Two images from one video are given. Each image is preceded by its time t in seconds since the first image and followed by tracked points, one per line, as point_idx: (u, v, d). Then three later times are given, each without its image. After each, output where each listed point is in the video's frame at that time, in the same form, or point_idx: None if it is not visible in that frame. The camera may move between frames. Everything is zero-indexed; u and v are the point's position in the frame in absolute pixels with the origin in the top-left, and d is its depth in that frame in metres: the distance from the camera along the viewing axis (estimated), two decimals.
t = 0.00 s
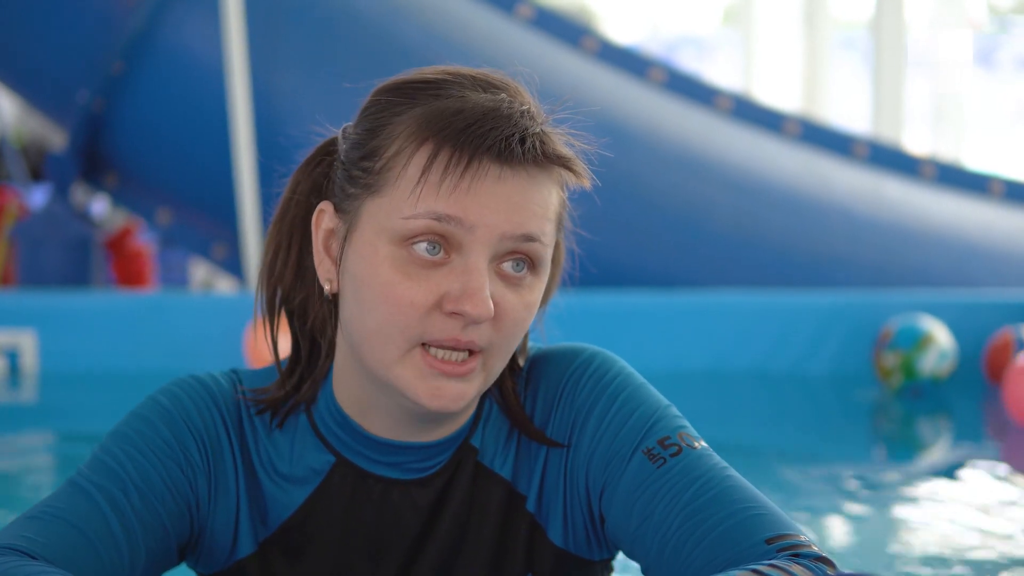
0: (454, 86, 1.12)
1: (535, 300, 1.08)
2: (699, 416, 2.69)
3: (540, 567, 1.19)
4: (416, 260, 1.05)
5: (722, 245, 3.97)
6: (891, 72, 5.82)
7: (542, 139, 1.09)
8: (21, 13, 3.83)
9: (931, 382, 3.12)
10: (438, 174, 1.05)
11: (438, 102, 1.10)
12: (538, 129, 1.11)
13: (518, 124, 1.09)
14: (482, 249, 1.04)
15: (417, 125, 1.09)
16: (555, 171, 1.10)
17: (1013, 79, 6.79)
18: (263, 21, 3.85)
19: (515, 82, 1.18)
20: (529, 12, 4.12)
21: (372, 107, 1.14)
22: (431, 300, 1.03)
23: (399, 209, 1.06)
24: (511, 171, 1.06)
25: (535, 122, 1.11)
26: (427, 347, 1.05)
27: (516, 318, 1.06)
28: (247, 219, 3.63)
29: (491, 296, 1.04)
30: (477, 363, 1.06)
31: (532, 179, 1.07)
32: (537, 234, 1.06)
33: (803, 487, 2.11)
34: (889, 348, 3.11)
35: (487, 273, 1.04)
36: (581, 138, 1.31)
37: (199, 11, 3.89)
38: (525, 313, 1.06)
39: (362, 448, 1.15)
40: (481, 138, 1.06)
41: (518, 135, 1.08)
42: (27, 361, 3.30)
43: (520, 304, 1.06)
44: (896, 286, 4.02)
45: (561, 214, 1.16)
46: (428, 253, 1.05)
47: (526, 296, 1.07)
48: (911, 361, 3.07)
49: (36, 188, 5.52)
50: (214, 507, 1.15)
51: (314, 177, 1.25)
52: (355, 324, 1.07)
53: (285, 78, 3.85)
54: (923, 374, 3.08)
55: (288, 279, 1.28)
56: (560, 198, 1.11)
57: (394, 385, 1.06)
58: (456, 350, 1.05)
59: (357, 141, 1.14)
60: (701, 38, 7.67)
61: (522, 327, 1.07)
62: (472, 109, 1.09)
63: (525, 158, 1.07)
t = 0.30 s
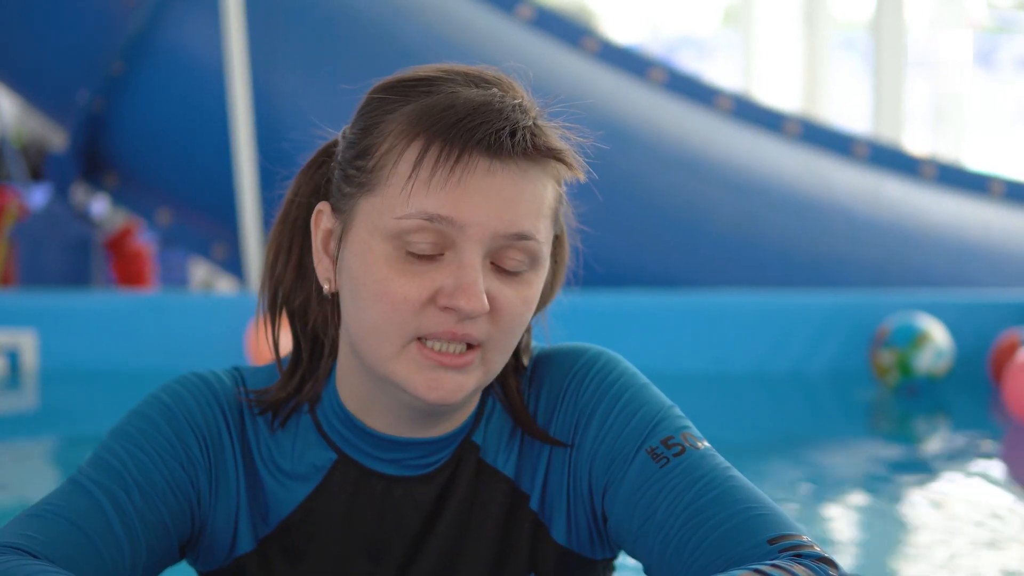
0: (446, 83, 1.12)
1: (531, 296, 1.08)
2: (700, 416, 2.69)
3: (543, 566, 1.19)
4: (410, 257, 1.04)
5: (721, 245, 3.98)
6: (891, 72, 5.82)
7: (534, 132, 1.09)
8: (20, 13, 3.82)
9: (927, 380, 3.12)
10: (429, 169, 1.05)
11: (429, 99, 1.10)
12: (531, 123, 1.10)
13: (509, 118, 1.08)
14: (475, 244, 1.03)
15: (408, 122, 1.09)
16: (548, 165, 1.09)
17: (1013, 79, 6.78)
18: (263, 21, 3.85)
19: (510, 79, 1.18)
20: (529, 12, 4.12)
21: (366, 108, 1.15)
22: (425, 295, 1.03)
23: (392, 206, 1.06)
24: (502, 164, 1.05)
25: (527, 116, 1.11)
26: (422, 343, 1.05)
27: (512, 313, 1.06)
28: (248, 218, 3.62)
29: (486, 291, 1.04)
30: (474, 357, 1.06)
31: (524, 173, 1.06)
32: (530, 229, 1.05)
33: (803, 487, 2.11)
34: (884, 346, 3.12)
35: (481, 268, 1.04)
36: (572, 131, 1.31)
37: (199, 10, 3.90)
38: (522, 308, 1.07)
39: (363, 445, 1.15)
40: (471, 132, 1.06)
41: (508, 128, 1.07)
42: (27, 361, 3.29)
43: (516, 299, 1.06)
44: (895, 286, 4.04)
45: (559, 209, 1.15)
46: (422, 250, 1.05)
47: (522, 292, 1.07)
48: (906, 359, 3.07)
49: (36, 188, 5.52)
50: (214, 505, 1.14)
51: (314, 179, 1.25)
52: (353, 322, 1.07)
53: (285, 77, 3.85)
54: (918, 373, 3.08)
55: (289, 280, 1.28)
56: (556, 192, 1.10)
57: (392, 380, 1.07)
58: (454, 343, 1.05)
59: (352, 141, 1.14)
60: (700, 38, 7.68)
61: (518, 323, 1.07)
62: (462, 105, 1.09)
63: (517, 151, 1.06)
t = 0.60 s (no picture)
0: (399, 81, 1.13)
1: (504, 284, 1.07)
2: (699, 416, 2.69)
3: (548, 567, 1.20)
4: (372, 256, 1.05)
5: (721, 244, 3.98)
6: (890, 71, 5.82)
7: (484, 117, 1.08)
8: (21, 13, 3.82)
9: (923, 379, 3.12)
10: (378, 165, 1.05)
11: (379, 96, 1.10)
12: (482, 108, 1.09)
13: (457, 105, 1.08)
14: (434, 237, 1.04)
15: (359, 122, 1.09)
16: (503, 147, 1.08)
17: (1013, 79, 6.78)
18: (262, 21, 3.85)
19: (474, 71, 1.17)
20: (529, 12, 4.11)
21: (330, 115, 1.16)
22: (389, 292, 1.03)
23: (350, 208, 1.06)
24: (449, 152, 1.05)
25: (478, 101, 1.10)
26: (395, 341, 1.05)
27: (486, 302, 1.05)
28: (248, 219, 3.63)
29: (449, 283, 1.04)
30: (452, 348, 1.06)
31: (474, 160, 1.05)
32: (489, 218, 1.05)
33: (804, 488, 2.11)
34: (881, 343, 3.12)
35: (441, 259, 1.04)
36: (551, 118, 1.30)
37: (199, 10, 3.89)
38: (494, 297, 1.06)
39: (365, 449, 1.15)
40: (415, 125, 1.06)
41: (455, 115, 1.07)
42: (27, 361, 3.28)
43: (487, 289, 1.05)
44: (896, 287, 4.05)
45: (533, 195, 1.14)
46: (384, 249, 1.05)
47: (493, 280, 1.06)
48: (902, 357, 3.07)
49: (36, 188, 5.52)
50: (218, 507, 1.15)
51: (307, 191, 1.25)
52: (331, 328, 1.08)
53: (285, 77, 3.85)
54: (914, 371, 3.08)
55: (285, 293, 1.29)
56: (520, 176, 1.09)
57: (373, 382, 1.07)
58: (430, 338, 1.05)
59: (319, 149, 1.15)
60: (700, 38, 7.68)
61: (497, 313, 1.06)
62: (409, 97, 1.09)
63: (464, 138, 1.05)
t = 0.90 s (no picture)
0: (404, 88, 1.13)
1: (515, 287, 1.07)
2: (699, 418, 2.69)
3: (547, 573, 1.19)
4: (386, 262, 1.05)
5: (721, 246, 3.98)
6: (889, 73, 5.82)
7: (494, 123, 1.09)
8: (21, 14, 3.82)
9: (915, 384, 3.14)
10: (391, 172, 1.05)
11: (387, 103, 1.10)
12: (490, 114, 1.10)
13: (466, 112, 1.08)
14: (449, 241, 1.04)
15: (368, 128, 1.09)
16: (514, 153, 1.09)
17: (1012, 81, 6.78)
18: (263, 22, 3.85)
19: (473, 79, 1.18)
20: (529, 14, 4.11)
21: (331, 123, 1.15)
22: (405, 298, 1.03)
23: (362, 213, 1.06)
24: (463, 158, 1.05)
25: (486, 108, 1.10)
26: (413, 347, 1.05)
27: (499, 305, 1.05)
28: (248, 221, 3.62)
29: (466, 287, 1.04)
30: (467, 354, 1.06)
31: (487, 165, 1.06)
32: (503, 222, 1.05)
33: (802, 490, 2.11)
34: (873, 350, 3.13)
35: (457, 263, 1.04)
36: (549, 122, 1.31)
37: (199, 12, 3.89)
38: (506, 301, 1.06)
39: (365, 455, 1.15)
40: (427, 130, 1.06)
41: (466, 121, 1.07)
42: (27, 363, 3.31)
43: (499, 292, 1.06)
44: (895, 290, 4.05)
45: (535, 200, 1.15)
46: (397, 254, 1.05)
47: (506, 284, 1.06)
48: (895, 362, 3.09)
49: (35, 190, 5.52)
50: (217, 510, 1.15)
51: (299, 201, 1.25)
52: (341, 335, 1.08)
53: (285, 79, 3.85)
54: (907, 376, 3.10)
55: (278, 302, 1.27)
56: (529, 181, 1.10)
57: (390, 388, 1.06)
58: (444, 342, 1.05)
59: (321, 159, 1.15)
60: (700, 40, 7.68)
61: (508, 316, 1.07)
62: (418, 103, 1.09)
63: (477, 143, 1.06)
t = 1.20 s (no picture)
0: (423, 86, 1.13)
1: (535, 283, 1.08)
2: (699, 419, 2.70)
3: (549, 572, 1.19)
4: (412, 259, 1.05)
5: (721, 247, 3.98)
6: (889, 74, 5.83)
7: (517, 121, 1.10)
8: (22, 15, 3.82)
9: (910, 385, 3.15)
10: (420, 169, 1.06)
11: (410, 100, 1.11)
12: (512, 113, 1.11)
13: (490, 109, 1.09)
14: (477, 238, 1.04)
15: (392, 126, 1.09)
16: (534, 150, 1.10)
17: (1012, 82, 6.78)
18: (264, 23, 3.86)
19: (484, 77, 1.19)
20: (531, 15, 4.12)
21: (345, 122, 1.15)
22: (433, 295, 1.03)
23: (389, 211, 1.06)
24: (491, 155, 1.06)
25: (507, 107, 1.11)
26: (434, 347, 1.05)
27: (521, 302, 1.06)
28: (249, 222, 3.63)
29: (493, 283, 1.04)
30: (484, 354, 1.06)
31: (513, 162, 1.07)
32: (528, 218, 1.06)
33: (804, 490, 2.11)
34: (869, 350, 3.14)
35: (484, 260, 1.04)
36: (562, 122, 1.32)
37: (200, 13, 3.89)
38: (528, 298, 1.07)
39: (370, 453, 1.15)
40: (455, 127, 1.06)
41: (492, 119, 1.08)
42: (28, 363, 3.34)
43: (522, 288, 1.06)
44: (895, 290, 4.05)
45: (547, 196, 1.16)
46: (423, 251, 1.05)
47: (527, 280, 1.07)
48: (890, 364, 3.10)
49: (37, 190, 5.52)
50: (220, 511, 1.15)
51: (300, 204, 1.27)
52: (361, 333, 1.07)
53: (286, 80, 3.85)
54: (902, 377, 3.11)
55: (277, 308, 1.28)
56: (544, 177, 1.11)
57: (409, 387, 1.06)
58: (466, 341, 1.06)
59: (336, 157, 1.15)
60: (700, 40, 7.70)
61: (529, 312, 1.07)
62: (442, 101, 1.09)
63: (503, 140, 1.07)
